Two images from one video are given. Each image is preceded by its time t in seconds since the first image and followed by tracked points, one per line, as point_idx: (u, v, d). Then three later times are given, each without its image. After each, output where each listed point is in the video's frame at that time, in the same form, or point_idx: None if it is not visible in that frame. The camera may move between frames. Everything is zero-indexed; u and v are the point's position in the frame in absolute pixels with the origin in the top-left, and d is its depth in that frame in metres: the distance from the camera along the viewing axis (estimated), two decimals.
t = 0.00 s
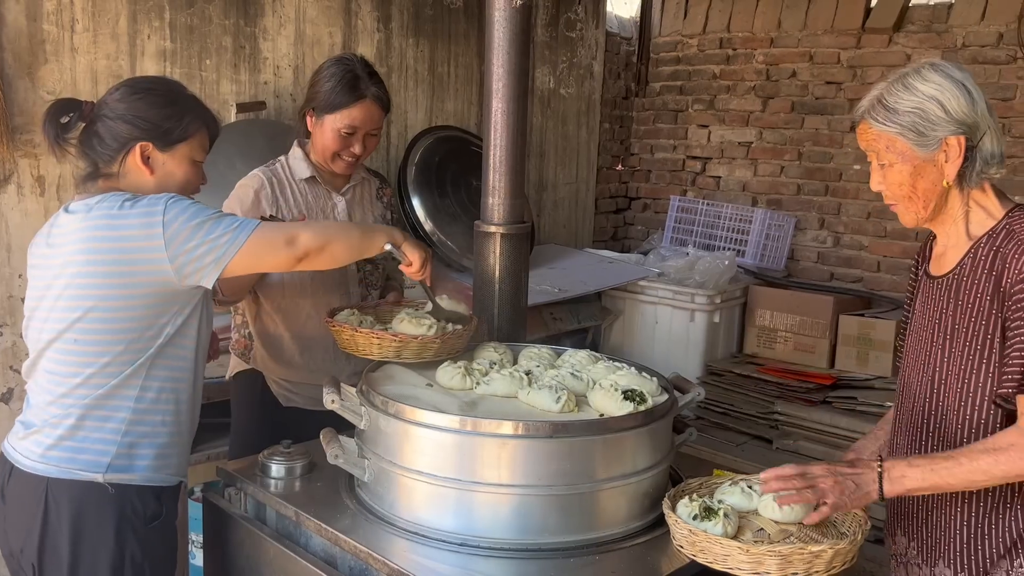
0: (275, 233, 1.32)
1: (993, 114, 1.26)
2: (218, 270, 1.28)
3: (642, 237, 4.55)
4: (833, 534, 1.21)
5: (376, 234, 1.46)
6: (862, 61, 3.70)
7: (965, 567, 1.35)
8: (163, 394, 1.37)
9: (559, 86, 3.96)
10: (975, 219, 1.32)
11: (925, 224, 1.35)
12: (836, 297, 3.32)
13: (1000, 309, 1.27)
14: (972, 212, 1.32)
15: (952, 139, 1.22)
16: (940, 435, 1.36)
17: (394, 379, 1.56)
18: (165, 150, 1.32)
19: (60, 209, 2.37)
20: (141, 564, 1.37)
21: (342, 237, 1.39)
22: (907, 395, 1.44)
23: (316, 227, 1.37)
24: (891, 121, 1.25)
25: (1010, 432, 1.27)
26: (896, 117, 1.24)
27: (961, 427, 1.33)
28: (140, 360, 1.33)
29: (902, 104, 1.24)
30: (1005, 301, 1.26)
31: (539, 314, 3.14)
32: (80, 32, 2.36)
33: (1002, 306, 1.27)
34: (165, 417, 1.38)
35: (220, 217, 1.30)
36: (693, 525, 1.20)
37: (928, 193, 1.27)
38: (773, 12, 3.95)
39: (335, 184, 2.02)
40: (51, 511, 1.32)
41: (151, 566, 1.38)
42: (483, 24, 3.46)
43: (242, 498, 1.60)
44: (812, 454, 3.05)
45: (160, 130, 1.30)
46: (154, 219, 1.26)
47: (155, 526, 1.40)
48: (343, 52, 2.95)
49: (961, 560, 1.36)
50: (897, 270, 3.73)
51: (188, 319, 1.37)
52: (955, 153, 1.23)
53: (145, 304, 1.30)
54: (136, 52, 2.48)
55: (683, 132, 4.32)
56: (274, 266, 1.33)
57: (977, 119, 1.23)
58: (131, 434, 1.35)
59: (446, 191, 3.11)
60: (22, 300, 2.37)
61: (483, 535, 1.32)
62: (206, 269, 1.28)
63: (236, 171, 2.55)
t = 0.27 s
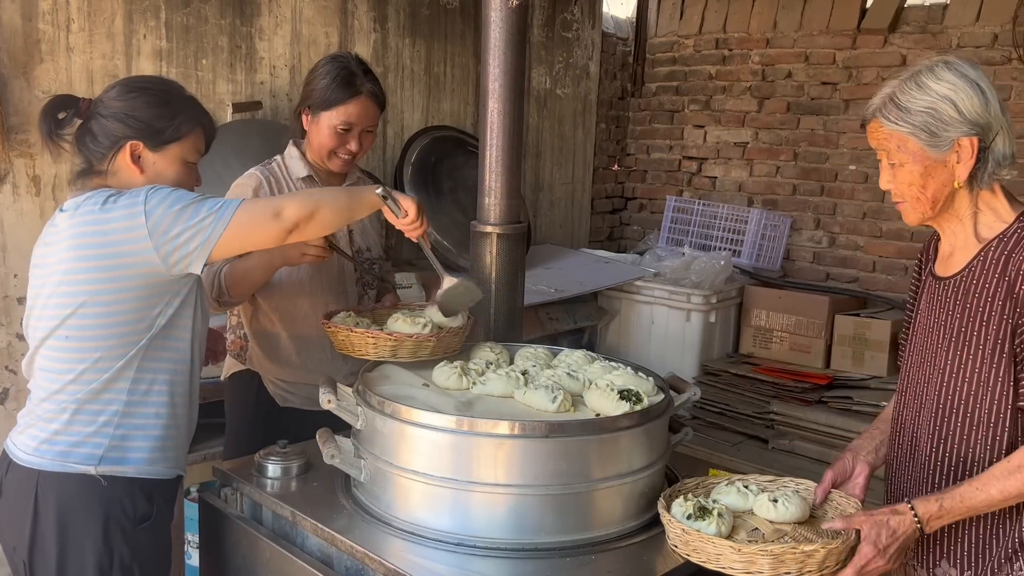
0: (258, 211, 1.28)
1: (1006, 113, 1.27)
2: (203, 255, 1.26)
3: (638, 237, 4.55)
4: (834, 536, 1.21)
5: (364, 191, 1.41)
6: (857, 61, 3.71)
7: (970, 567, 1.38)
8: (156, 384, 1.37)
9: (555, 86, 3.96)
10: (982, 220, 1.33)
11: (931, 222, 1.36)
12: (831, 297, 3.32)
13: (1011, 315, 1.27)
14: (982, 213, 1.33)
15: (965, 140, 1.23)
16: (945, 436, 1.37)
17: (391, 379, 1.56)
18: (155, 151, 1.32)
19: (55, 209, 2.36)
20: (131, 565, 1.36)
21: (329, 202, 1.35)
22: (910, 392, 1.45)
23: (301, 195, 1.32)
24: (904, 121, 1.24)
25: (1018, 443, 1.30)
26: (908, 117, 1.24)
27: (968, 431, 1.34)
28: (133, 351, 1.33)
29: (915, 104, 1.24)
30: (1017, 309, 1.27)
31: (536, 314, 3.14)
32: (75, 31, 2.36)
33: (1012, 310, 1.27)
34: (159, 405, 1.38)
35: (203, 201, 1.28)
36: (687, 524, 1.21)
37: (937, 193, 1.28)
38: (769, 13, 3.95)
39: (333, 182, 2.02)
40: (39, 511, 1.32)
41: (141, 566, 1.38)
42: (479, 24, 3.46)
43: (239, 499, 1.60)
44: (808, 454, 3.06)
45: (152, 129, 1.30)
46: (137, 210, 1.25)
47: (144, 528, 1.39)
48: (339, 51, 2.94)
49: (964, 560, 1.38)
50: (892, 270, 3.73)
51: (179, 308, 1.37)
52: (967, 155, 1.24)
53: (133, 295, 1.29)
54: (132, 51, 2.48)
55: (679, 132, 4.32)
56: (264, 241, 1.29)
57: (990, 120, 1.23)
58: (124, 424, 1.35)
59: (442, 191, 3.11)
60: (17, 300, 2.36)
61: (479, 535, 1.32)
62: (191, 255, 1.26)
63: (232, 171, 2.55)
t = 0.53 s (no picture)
0: (200, 246, 1.21)
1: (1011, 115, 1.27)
2: (146, 282, 1.21)
3: (634, 237, 4.56)
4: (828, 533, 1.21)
5: (325, 235, 1.31)
6: (853, 62, 3.72)
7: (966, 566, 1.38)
8: (131, 398, 1.34)
9: (551, 86, 3.96)
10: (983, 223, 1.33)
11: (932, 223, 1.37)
12: (827, 298, 3.33)
13: (1010, 318, 1.28)
14: (983, 216, 1.34)
15: (971, 142, 1.23)
16: (941, 435, 1.37)
17: (387, 379, 1.56)
18: (150, 148, 1.31)
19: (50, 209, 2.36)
20: (127, 565, 1.36)
21: (278, 248, 1.26)
22: (909, 391, 1.45)
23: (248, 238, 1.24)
24: (910, 122, 1.24)
25: (1011, 443, 1.30)
26: (915, 118, 1.24)
27: (962, 431, 1.34)
28: (103, 365, 1.31)
29: (921, 104, 1.24)
30: (1016, 311, 1.27)
31: (532, 314, 3.14)
32: (71, 31, 2.35)
33: (1011, 312, 1.28)
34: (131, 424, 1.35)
35: (157, 222, 1.23)
36: (681, 524, 1.21)
37: (941, 195, 1.28)
38: (765, 13, 3.96)
39: (323, 182, 2.01)
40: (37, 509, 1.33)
41: (138, 566, 1.38)
42: (476, 23, 3.46)
43: (234, 499, 1.60)
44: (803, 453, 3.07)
45: (145, 128, 1.29)
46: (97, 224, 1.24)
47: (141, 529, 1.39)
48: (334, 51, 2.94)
49: (960, 560, 1.38)
50: (887, 270, 3.74)
51: (156, 320, 1.33)
52: (972, 157, 1.24)
53: (100, 308, 1.28)
54: (127, 51, 2.47)
55: (675, 132, 4.33)
56: (204, 283, 1.22)
57: (996, 122, 1.23)
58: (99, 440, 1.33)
59: (438, 191, 3.12)
60: (12, 300, 2.35)
61: (475, 535, 1.32)
62: (136, 279, 1.22)
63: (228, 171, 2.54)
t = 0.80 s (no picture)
0: (174, 302, 1.20)
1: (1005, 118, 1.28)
2: (115, 319, 1.20)
3: (630, 237, 4.56)
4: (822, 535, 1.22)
5: (300, 311, 1.32)
6: (848, 63, 3.74)
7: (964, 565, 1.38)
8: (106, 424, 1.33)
9: (547, 86, 3.97)
10: (976, 227, 1.34)
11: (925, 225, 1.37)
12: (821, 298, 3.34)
13: (1007, 317, 1.29)
14: (976, 218, 1.34)
15: (967, 145, 1.23)
16: (938, 435, 1.38)
17: (382, 380, 1.56)
18: (153, 154, 1.30)
19: (44, 209, 2.35)
20: (113, 569, 1.37)
21: (253, 320, 1.26)
22: (897, 392, 1.45)
23: (223, 304, 1.23)
24: (908, 124, 1.24)
25: (1009, 440, 1.31)
26: (913, 120, 1.24)
27: (960, 430, 1.34)
28: (78, 393, 1.30)
29: (919, 106, 1.24)
30: (1012, 310, 1.28)
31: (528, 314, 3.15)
32: (65, 30, 2.35)
33: (1007, 311, 1.29)
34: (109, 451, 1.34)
35: (140, 260, 1.22)
36: (676, 523, 1.21)
37: (936, 198, 1.28)
38: (759, 14, 3.97)
39: (314, 182, 1.99)
40: (25, 511, 1.34)
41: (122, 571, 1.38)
42: (471, 23, 3.47)
43: (229, 500, 1.60)
44: (797, 453, 3.07)
45: (148, 133, 1.29)
46: (77, 243, 1.24)
47: (127, 535, 1.38)
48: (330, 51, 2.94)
49: (958, 559, 1.39)
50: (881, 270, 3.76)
51: (136, 343, 1.31)
52: (969, 159, 1.25)
53: (78, 327, 1.28)
54: (122, 50, 2.47)
55: (670, 133, 4.34)
56: (169, 338, 1.21)
57: (992, 126, 1.24)
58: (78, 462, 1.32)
59: (433, 191, 3.12)
60: (5, 300, 2.35)
61: (470, 535, 1.32)
62: (106, 313, 1.21)
63: (223, 171, 2.54)
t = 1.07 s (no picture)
0: (186, 321, 1.19)
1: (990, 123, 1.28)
2: (120, 333, 1.20)
3: (625, 238, 4.57)
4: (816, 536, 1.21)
5: (307, 325, 1.33)
6: (842, 64, 3.75)
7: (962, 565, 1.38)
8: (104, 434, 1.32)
9: (542, 87, 3.97)
10: (965, 233, 1.34)
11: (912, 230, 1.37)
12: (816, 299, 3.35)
13: (998, 318, 1.29)
14: (961, 220, 1.35)
15: (954, 152, 1.24)
16: (931, 437, 1.38)
17: (377, 380, 1.56)
18: (157, 162, 1.30)
19: (38, 208, 2.34)
20: (105, 573, 1.37)
21: (265, 337, 1.26)
22: (887, 394, 1.45)
23: (236, 323, 1.23)
24: (894, 130, 1.24)
25: (1003, 439, 1.32)
26: (898, 126, 1.24)
27: (954, 432, 1.35)
28: (79, 404, 1.30)
29: (906, 112, 1.24)
30: (1004, 312, 1.28)
31: (523, 315, 3.14)
32: (60, 29, 2.34)
33: (998, 312, 1.29)
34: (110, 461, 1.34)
35: (148, 275, 1.21)
36: (671, 523, 1.21)
37: (923, 203, 1.29)
38: (754, 15, 3.98)
39: (308, 183, 1.99)
40: (20, 514, 1.34)
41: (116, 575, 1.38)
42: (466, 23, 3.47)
43: (224, 500, 1.59)
44: (791, 453, 3.09)
45: (155, 141, 1.28)
46: (82, 251, 1.23)
47: (121, 540, 1.38)
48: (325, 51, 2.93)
49: (957, 559, 1.39)
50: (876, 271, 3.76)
51: (136, 353, 1.30)
52: (955, 165, 1.25)
53: (78, 334, 1.27)
54: (116, 50, 2.46)
55: (665, 134, 4.34)
56: (179, 354, 1.21)
57: (978, 132, 1.24)
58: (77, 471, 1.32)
59: (429, 191, 3.12)
60: None
61: (465, 535, 1.32)
62: (112, 327, 1.21)
63: (218, 171, 2.53)
